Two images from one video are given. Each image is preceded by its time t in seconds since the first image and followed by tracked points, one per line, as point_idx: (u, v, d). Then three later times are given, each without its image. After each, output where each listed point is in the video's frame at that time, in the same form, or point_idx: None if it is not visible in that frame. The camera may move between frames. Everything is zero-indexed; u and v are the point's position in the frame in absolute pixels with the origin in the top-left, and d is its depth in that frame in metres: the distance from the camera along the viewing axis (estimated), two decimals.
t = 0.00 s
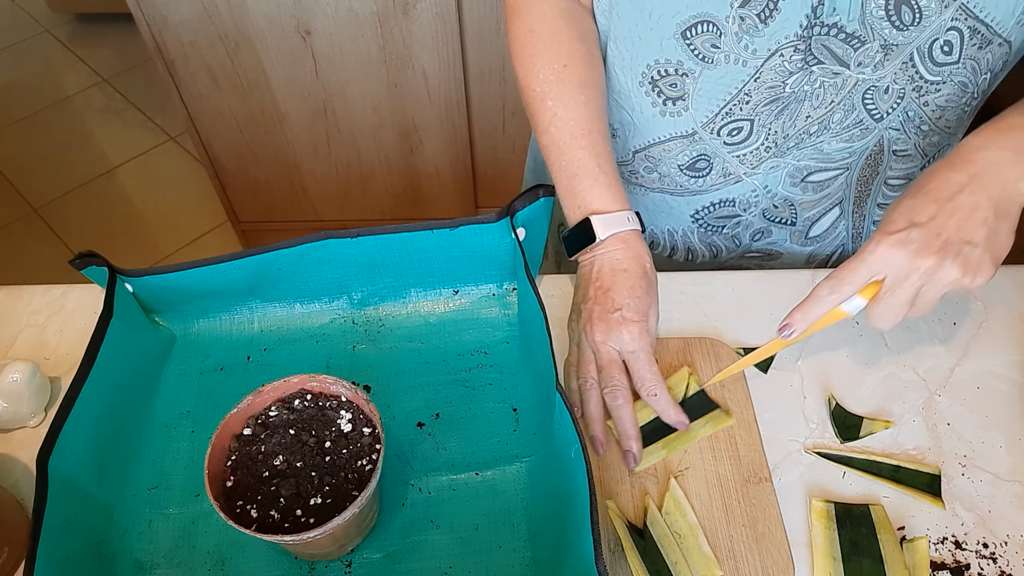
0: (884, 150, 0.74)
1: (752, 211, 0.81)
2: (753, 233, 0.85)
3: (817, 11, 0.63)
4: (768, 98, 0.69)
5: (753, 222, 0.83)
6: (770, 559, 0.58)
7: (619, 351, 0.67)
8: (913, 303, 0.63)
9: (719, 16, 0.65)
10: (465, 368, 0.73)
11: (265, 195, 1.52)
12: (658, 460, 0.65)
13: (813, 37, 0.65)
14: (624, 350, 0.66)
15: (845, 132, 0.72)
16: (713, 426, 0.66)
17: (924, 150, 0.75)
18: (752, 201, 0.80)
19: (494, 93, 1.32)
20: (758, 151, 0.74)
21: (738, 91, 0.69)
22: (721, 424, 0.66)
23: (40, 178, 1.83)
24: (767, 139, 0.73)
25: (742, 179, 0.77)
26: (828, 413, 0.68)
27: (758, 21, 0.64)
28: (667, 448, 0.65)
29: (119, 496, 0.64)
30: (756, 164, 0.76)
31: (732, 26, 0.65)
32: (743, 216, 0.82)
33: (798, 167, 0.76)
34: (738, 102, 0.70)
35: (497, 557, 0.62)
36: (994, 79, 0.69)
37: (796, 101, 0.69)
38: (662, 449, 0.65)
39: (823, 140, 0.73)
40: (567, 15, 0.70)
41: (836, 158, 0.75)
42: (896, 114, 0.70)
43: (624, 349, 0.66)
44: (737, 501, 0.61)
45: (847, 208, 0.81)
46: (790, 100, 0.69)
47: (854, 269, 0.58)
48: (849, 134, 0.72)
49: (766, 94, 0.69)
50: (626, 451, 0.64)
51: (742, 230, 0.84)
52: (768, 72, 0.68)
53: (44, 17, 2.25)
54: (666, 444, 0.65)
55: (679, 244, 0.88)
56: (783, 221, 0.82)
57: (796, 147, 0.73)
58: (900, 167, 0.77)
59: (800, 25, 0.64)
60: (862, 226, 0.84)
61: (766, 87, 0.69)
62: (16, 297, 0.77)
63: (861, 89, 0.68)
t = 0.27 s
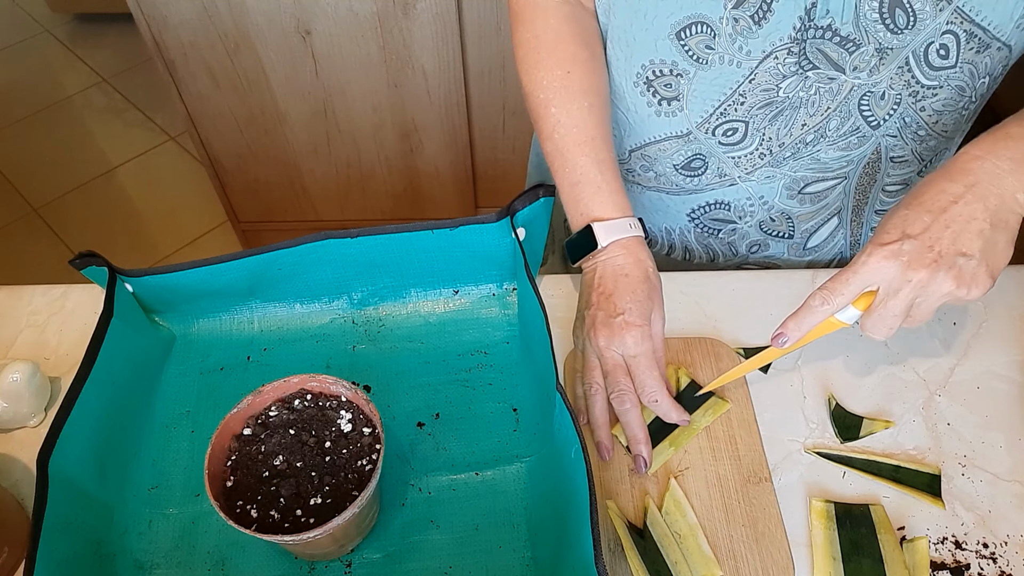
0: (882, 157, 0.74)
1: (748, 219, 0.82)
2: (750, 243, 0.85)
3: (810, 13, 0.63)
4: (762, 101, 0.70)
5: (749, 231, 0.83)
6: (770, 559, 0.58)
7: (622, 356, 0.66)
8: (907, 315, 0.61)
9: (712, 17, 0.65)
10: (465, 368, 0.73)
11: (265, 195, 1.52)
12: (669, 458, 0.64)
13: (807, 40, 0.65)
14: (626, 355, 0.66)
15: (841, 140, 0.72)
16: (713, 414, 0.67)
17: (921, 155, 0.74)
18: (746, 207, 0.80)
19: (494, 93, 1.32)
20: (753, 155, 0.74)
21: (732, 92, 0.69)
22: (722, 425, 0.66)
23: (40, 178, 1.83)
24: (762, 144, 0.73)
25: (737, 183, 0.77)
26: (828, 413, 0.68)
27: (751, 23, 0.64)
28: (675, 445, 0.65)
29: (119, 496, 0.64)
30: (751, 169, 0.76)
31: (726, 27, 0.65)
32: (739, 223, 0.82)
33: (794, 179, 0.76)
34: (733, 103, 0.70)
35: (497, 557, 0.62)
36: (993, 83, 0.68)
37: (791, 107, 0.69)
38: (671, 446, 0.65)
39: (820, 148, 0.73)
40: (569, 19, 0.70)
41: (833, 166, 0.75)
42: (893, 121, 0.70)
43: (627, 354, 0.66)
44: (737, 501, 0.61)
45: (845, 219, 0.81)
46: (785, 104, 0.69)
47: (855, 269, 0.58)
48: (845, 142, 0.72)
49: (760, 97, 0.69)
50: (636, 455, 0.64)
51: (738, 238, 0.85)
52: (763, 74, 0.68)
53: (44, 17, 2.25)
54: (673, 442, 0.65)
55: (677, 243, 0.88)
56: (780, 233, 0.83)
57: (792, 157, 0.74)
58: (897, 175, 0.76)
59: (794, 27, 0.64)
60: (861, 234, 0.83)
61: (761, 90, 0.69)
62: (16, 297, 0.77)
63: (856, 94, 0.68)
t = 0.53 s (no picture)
0: (884, 158, 0.74)
1: (748, 219, 0.82)
2: (750, 242, 0.85)
3: (811, 16, 0.63)
4: (763, 103, 0.69)
5: (749, 232, 0.84)
6: (770, 559, 0.58)
7: (619, 356, 0.66)
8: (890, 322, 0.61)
9: (712, 19, 0.65)
10: (465, 368, 0.73)
11: (265, 195, 1.52)
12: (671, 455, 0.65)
13: (808, 42, 0.64)
14: (624, 355, 0.66)
15: (843, 139, 0.72)
16: (711, 412, 0.67)
17: (925, 156, 0.74)
18: (747, 209, 0.80)
19: (494, 93, 1.32)
20: (754, 158, 0.74)
21: (732, 95, 0.69)
22: (721, 425, 0.66)
23: (40, 178, 1.83)
24: (763, 146, 0.73)
25: (737, 186, 0.78)
26: (828, 412, 0.68)
27: (752, 25, 0.64)
28: (676, 444, 0.65)
29: (119, 496, 0.64)
30: (751, 171, 0.76)
31: (726, 30, 0.65)
32: (739, 225, 0.82)
33: (795, 178, 0.76)
34: (734, 107, 0.70)
35: (497, 557, 0.62)
36: (998, 84, 0.68)
37: (792, 108, 0.69)
38: (672, 445, 0.65)
39: (821, 147, 0.72)
40: (568, 22, 0.70)
41: (834, 164, 0.74)
42: (895, 122, 0.70)
43: (625, 354, 0.66)
44: (737, 502, 0.61)
45: (846, 216, 0.81)
46: (786, 107, 0.69)
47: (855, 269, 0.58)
48: (847, 141, 0.72)
49: (761, 99, 0.69)
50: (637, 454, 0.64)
51: (738, 239, 0.85)
52: (763, 77, 0.67)
53: (44, 17, 2.26)
54: (673, 440, 0.65)
55: (676, 248, 0.88)
56: (780, 231, 0.83)
57: (793, 156, 0.74)
58: (900, 174, 0.77)
59: (795, 30, 0.64)
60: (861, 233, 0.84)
61: (761, 92, 0.69)
62: (16, 297, 0.77)
63: (858, 96, 0.68)
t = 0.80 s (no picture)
0: (881, 163, 0.74)
1: (744, 223, 0.82)
2: (745, 248, 0.85)
3: (808, 19, 0.62)
4: (760, 106, 0.69)
5: (745, 236, 0.84)
6: (770, 559, 0.58)
7: (620, 357, 0.66)
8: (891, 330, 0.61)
9: (709, 21, 0.65)
10: (465, 368, 0.73)
11: (264, 195, 1.52)
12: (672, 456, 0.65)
13: (806, 45, 0.64)
14: (625, 357, 0.66)
15: (839, 143, 0.72)
16: (712, 413, 0.67)
17: (920, 161, 0.74)
18: (743, 213, 0.80)
19: (494, 93, 1.32)
20: (750, 162, 0.74)
21: (730, 97, 0.69)
22: (722, 425, 0.66)
23: (40, 178, 1.83)
24: (759, 150, 0.73)
25: (734, 190, 0.78)
26: (828, 412, 0.68)
27: (749, 27, 0.64)
28: (677, 444, 0.65)
29: (119, 496, 0.64)
30: (748, 175, 0.76)
31: (723, 32, 0.65)
32: (735, 229, 0.82)
33: (792, 182, 0.76)
34: (731, 109, 0.70)
35: (497, 557, 0.62)
36: (995, 90, 0.68)
37: (788, 112, 0.69)
38: (673, 446, 0.65)
39: (817, 151, 0.73)
40: (569, 22, 0.70)
41: (830, 170, 0.74)
42: (891, 126, 0.70)
43: (626, 356, 0.66)
44: (738, 502, 0.61)
45: (842, 222, 0.81)
46: (782, 110, 0.69)
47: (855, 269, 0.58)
48: (842, 146, 0.72)
49: (758, 102, 0.69)
50: (638, 456, 0.64)
51: (734, 243, 0.85)
52: (761, 80, 0.67)
53: (44, 17, 2.26)
54: (674, 441, 0.65)
55: (672, 250, 0.88)
56: (777, 237, 0.83)
57: (789, 160, 0.74)
58: (896, 179, 0.77)
59: (792, 33, 0.64)
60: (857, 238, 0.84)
61: (759, 95, 0.69)
62: (16, 297, 0.77)
63: (855, 99, 0.68)
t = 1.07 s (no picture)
0: (880, 163, 0.74)
1: (741, 226, 0.82)
2: (743, 249, 0.86)
3: (807, 19, 0.62)
4: (759, 107, 0.69)
5: (742, 238, 0.84)
6: (770, 559, 0.58)
7: (621, 359, 0.66)
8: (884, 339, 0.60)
9: (708, 23, 0.64)
10: (465, 368, 0.73)
11: (264, 194, 1.52)
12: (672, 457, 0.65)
13: (805, 46, 0.64)
14: (625, 358, 0.66)
15: (838, 143, 0.71)
16: (712, 414, 0.67)
17: (922, 160, 0.74)
18: (740, 214, 0.81)
19: (494, 93, 1.32)
20: (748, 164, 0.74)
21: (728, 98, 0.69)
22: (722, 425, 0.66)
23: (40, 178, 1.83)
24: (758, 151, 0.73)
25: (731, 192, 0.78)
26: (828, 412, 0.68)
27: (747, 28, 0.64)
28: (677, 446, 0.65)
29: (119, 496, 0.64)
30: (745, 177, 0.76)
31: (722, 33, 0.65)
32: (732, 231, 0.83)
33: (790, 182, 0.76)
34: (730, 110, 0.70)
35: (497, 557, 0.62)
36: (1002, 86, 0.66)
37: (787, 113, 0.69)
38: (673, 447, 0.65)
39: (816, 151, 0.72)
40: (569, 23, 0.70)
41: (829, 169, 0.74)
42: (892, 125, 0.70)
43: (626, 357, 0.66)
44: (738, 502, 0.61)
45: (840, 223, 0.81)
46: (781, 111, 0.69)
47: (848, 273, 0.58)
48: (841, 146, 0.72)
49: (757, 103, 0.69)
50: (638, 458, 0.64)
51: (732, 245, 0.85)
52: (759, 81, 0.67)
53: (44, 17, 2.26)
54: (674, 442, 0.65)
55: (669, 253, 0.89)
56: (774, 237, 0.83)
57: (788, 160, 0.74)
58: (896, 178, 0.76)
59: (791, 34, 0.63)
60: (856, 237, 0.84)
61: (757, 96, 0.69)
62: (16, 297, 0.77)
63: (855, 98, 0.67)
